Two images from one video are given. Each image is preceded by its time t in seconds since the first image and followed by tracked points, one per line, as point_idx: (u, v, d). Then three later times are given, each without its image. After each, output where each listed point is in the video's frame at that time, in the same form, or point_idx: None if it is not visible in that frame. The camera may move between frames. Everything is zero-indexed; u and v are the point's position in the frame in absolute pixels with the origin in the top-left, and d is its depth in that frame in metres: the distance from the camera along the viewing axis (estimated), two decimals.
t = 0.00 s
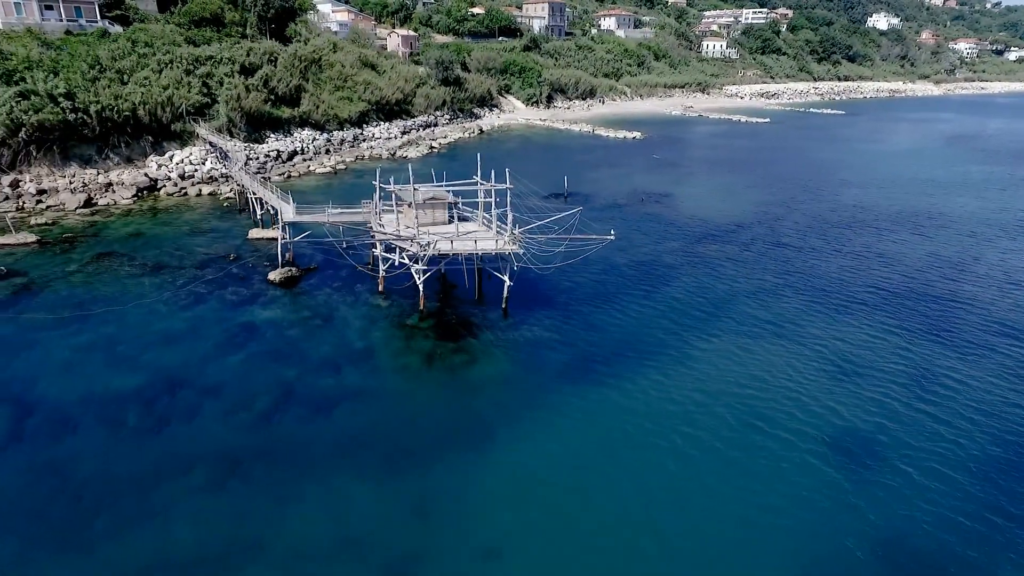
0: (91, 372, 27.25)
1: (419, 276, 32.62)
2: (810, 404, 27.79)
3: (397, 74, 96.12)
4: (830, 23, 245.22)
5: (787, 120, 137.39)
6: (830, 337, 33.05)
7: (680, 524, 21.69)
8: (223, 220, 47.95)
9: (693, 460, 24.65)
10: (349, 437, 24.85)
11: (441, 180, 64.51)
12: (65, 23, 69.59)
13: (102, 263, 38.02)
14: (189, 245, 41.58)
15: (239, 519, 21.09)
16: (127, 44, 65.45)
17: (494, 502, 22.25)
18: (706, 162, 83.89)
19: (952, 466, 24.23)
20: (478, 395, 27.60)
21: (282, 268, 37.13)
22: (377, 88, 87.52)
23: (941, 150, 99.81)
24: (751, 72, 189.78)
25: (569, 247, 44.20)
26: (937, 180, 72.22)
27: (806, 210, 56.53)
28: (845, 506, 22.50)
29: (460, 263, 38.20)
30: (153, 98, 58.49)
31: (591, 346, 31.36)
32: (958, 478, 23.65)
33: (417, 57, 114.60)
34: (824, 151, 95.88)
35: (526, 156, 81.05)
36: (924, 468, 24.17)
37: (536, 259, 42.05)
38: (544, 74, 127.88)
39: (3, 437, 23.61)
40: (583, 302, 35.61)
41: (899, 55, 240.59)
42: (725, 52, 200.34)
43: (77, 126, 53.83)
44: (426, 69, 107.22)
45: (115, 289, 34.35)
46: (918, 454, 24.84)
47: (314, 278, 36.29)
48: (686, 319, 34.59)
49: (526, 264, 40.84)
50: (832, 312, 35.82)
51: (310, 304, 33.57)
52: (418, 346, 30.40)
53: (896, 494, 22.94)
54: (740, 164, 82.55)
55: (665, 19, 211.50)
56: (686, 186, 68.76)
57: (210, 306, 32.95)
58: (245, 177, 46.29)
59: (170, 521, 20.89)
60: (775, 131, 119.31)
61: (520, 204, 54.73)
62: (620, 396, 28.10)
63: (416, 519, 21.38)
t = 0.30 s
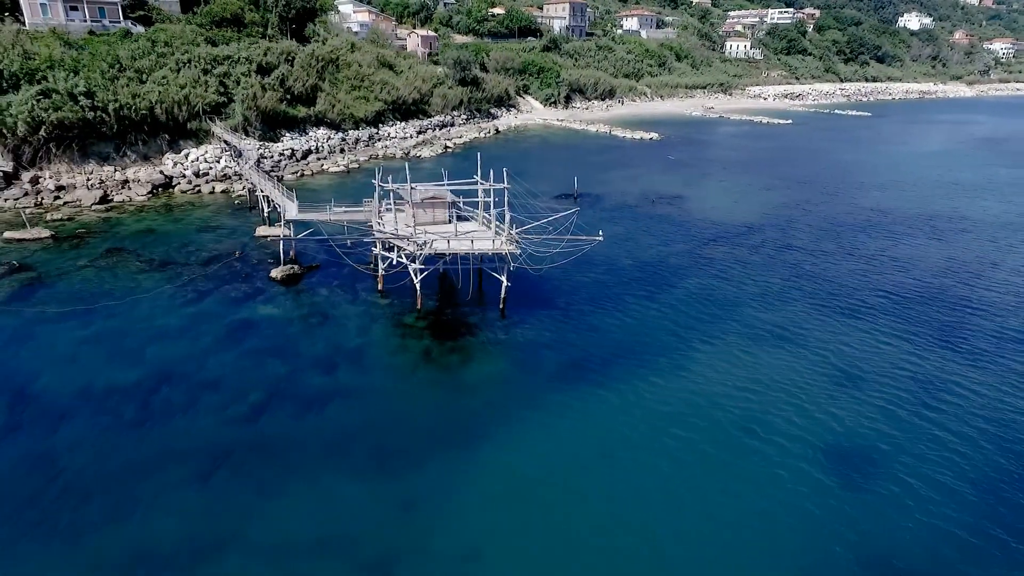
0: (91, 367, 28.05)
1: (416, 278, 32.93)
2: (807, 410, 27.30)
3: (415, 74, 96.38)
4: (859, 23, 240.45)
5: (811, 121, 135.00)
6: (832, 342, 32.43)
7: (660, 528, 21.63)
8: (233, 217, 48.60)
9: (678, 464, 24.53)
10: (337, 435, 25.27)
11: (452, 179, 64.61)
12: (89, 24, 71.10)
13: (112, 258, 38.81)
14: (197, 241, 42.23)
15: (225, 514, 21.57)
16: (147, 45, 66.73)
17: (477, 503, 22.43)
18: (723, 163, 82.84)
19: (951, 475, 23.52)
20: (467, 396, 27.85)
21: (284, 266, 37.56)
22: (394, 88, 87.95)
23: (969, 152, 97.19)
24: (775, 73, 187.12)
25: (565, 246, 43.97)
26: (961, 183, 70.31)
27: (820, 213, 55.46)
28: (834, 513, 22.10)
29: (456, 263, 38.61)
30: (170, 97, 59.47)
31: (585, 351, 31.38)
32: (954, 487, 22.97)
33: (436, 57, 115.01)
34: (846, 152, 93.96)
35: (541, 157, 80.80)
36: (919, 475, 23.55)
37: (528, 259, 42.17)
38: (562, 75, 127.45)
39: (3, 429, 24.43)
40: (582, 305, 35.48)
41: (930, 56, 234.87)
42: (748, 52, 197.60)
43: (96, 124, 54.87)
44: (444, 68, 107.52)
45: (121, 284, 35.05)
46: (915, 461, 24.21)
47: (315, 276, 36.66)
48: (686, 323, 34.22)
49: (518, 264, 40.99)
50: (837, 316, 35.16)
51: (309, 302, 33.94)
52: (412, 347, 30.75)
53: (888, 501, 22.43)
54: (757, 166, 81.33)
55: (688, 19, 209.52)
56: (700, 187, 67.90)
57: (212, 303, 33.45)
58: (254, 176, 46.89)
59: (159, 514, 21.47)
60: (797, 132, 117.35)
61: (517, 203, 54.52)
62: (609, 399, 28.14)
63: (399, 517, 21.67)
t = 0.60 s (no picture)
0: (91, 359, 28.54)
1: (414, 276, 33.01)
2: (803, 416, 26.83)
3: (432, 74, 96.66)
4: (889, 23, 235.56)
5: (835, 123, 132.40)
6: (837, 348, 31.72)
7: (647, 531, 21.35)
8: (243, 215, 49.13)
9: (667, 467, 24.20)
10: (327, 431, 25.38)
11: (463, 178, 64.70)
12: (113, 24, 72.70)
13: (121, 253, 39.47)
14: (206, 238, 42.78)
15: (212, 508, 21.76)
16: (167, 44, 67.91)
17: (461, 501, 22.34)
18: (740, 165, 81.65)
19: (950, 486, 22.99)
20: (458, 395, 27.79)
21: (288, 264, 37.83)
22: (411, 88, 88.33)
23: (998, 155, 94.41)
24: (800, 74, 184.10)
25: (565, 246, 43.74)
26: (987, 187, 68.25)
27: (836, 216, 54.28)
28: (825, 521, 21.68)
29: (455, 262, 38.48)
30: (187, 96, 60.42)
31: (583, 352, 31.17)
32: (954, 496, 22.50)
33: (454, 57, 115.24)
34: (869, 155, 91.94)
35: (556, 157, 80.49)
36: (918, 484, 23.10)
37: (524, 259, 42.12)
38: (582, 75, 126.86)
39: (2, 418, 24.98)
40: (583, 307, 35.19)
41: (964, 57, 228.78)
42: (773, 53, 194.83)
43: (114, 122, 55.90)
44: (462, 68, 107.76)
45: (128, 279, 35.65)
46: (914, 470, 23.73)
47: (318, 274, 36.88)
48: (688, 326, 33.76)
49: (513, 267, 41.11)
50: (844, 322, 34.36)
51: (308, 299, 34.17)
52: (408, 345, 30.82)
53: (885, 510, 22.02)
54: (776, 168, 79.98)
55: (712, 20, 207.20)
56: (715, 188, 66.90)
57: (215, 298, 33.91)
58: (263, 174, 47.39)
59: (147, 506, 21.73)
60: (820, 134, 115.21)
61: (514, 203, 54.23)
62: (600, 400, 27.88)
63: (383, 513, 21.69)
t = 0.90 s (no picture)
0: (91, 354, 28.96)
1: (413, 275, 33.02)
2: (802, 423, 26.16)
3: (450, 74, 96.81)
4: (921, 22, 230.22)
5: (862, 124, 129.52)
6: (843, 355, 30.90)
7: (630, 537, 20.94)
8: (254, 213, 49.62)
9: (653, 472, 23.73)
10: (313, 430, 25.40)
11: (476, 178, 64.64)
12: (136, 25, 74.11)
13: (131, 249, 40.10)
14: (215, 235, 43.28)
15: (196, 502, 21.90)
16: (187, 44, 69.02)
17: (445, 502, 22.20)
18: (760, 166, 80.27)
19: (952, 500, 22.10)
20: (446, 396, 27.63)
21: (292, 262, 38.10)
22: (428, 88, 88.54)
23: None
24: (827, 75, 180.64)
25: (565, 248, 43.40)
26: (1016, 191, 66.07)
27: (854, 219, 52.97)
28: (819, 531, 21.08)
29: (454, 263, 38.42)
30: (205, 95, 61.27)
31: (580, 354, 30.83)
32: (955, 510, 21.63)
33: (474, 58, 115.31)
34: (895, 157, 89.64)
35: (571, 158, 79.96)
36: (918, 495, 22.29)
37: (519, 260, 41.93)
38: (602, 75, 126.00)
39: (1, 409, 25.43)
40: (585, 308, 34.80)
41: (1000, 57, 222.27)
42: (800, 53, 191.69)
43: (133, 120, 56.88)
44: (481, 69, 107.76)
45: (135, 275, 36.19)
46: (914, 481, 22.94)
47: (321, 272, 37.07)
48: (690, 330, 33.19)
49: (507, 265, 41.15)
50: (853, 328, 33.47)
51: (310, 298, 34.36)
52: (404, 345, 30.82)
53: (881, 522, 21.28)
54: (796, 170, 78.46)
55: (737, 20, 204.47)
56: (732, 190, 65.84)
57: (216, 295, 34.19)
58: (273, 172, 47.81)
59: (133, 499, 21.93)
60: (846, 135, 112.78)
61: (511, 203, 53.80)
62: (589, 404, 27.49)
63: (363, 512, 21.63)
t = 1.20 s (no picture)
0: (92, 347, 29.48)
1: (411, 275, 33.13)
2: (799, 429, 25.57)
3: (468, 74, 96.91)
4: (955, 22, 224.43)
5: (889, 126, 126.62)
6: (847, 360, 30.17)
7: (616, 540, 20.63)
8: (264, 211, 50.17)
9: (642, 476, 23.33)
10: (303, 427, 25.46)
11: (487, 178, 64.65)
12: (158, 25, 75.48)
13: (141, 245, 40.82)
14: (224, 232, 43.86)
15: (182, 496, 22.06)
16: (206, 44, 70.15)
17: (429, 501, 22.08)
18: (779, 168, 78.93)
19: (950, 513, 21.38)
20: (437, 397, 27.53)
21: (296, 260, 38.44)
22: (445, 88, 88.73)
23: None
24: (855, 75, 177.06)
25: (569, 248, 43.12)
26: None
27: (870, 223, 51.74)
28: (810, 538, 20.57)
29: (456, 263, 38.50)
30: (221, 94, 62.13)
31: (576, 355, 30.58)
32: (951, 522, 20.98)
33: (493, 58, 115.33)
34: (920, 159, 87.38)
35: (587, 158, 79.51)
36: (914, 506, 21.65)
37: (514, 259, 41.56)
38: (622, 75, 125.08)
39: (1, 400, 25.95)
40: (585, 310, 34.50)
41: None
42: (827, 54, 188.31)
43: (151, 119, 57.91)
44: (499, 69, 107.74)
45: (142, 271, 36.84)
46: (911, 491, 22.31)
47: (323, 271, 37.38)
48: (691, 332, 32.70)
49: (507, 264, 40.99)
50: (860, 333, 32.65)
51: (310, 296, 34.68)
52: (399, 344, 30.93)
53: (875, 533, 20.68)
54: (816, 172, 76.96)
55: (763, 19, 201.53)
56: (747, 191, 64.79)
57: (219, 292, 34.64)
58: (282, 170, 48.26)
59: (121, 491, 22.17)
60: (871, 137, 110.35)
61: (506, 202, 53.25)
62: (580, 405, 27.16)
63: (347, 510, 21.57)
